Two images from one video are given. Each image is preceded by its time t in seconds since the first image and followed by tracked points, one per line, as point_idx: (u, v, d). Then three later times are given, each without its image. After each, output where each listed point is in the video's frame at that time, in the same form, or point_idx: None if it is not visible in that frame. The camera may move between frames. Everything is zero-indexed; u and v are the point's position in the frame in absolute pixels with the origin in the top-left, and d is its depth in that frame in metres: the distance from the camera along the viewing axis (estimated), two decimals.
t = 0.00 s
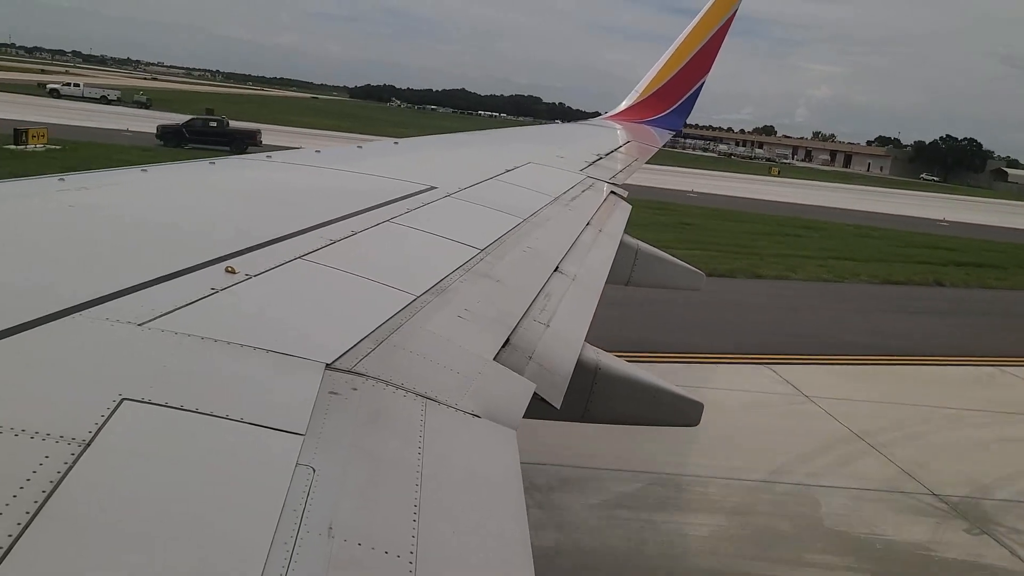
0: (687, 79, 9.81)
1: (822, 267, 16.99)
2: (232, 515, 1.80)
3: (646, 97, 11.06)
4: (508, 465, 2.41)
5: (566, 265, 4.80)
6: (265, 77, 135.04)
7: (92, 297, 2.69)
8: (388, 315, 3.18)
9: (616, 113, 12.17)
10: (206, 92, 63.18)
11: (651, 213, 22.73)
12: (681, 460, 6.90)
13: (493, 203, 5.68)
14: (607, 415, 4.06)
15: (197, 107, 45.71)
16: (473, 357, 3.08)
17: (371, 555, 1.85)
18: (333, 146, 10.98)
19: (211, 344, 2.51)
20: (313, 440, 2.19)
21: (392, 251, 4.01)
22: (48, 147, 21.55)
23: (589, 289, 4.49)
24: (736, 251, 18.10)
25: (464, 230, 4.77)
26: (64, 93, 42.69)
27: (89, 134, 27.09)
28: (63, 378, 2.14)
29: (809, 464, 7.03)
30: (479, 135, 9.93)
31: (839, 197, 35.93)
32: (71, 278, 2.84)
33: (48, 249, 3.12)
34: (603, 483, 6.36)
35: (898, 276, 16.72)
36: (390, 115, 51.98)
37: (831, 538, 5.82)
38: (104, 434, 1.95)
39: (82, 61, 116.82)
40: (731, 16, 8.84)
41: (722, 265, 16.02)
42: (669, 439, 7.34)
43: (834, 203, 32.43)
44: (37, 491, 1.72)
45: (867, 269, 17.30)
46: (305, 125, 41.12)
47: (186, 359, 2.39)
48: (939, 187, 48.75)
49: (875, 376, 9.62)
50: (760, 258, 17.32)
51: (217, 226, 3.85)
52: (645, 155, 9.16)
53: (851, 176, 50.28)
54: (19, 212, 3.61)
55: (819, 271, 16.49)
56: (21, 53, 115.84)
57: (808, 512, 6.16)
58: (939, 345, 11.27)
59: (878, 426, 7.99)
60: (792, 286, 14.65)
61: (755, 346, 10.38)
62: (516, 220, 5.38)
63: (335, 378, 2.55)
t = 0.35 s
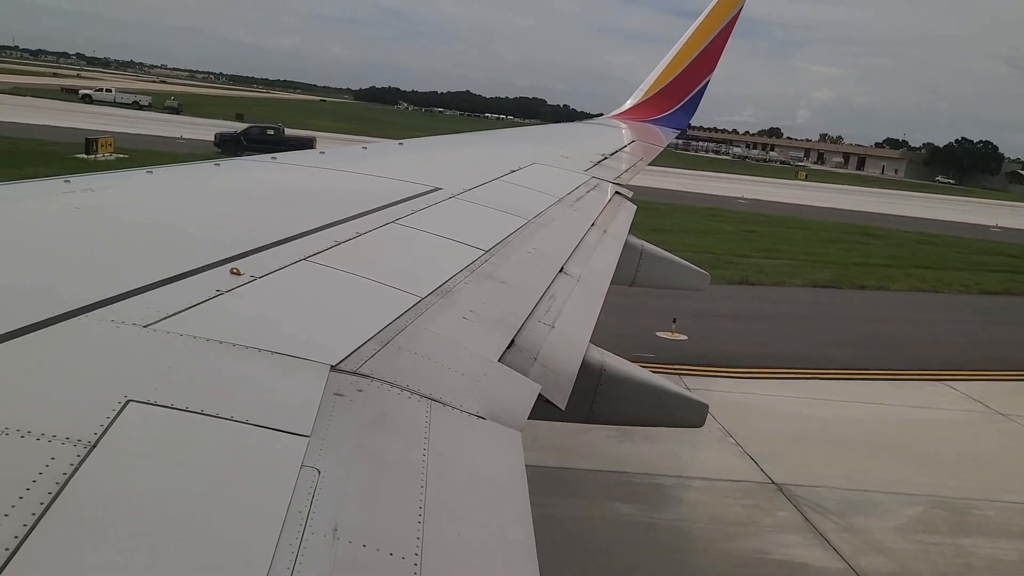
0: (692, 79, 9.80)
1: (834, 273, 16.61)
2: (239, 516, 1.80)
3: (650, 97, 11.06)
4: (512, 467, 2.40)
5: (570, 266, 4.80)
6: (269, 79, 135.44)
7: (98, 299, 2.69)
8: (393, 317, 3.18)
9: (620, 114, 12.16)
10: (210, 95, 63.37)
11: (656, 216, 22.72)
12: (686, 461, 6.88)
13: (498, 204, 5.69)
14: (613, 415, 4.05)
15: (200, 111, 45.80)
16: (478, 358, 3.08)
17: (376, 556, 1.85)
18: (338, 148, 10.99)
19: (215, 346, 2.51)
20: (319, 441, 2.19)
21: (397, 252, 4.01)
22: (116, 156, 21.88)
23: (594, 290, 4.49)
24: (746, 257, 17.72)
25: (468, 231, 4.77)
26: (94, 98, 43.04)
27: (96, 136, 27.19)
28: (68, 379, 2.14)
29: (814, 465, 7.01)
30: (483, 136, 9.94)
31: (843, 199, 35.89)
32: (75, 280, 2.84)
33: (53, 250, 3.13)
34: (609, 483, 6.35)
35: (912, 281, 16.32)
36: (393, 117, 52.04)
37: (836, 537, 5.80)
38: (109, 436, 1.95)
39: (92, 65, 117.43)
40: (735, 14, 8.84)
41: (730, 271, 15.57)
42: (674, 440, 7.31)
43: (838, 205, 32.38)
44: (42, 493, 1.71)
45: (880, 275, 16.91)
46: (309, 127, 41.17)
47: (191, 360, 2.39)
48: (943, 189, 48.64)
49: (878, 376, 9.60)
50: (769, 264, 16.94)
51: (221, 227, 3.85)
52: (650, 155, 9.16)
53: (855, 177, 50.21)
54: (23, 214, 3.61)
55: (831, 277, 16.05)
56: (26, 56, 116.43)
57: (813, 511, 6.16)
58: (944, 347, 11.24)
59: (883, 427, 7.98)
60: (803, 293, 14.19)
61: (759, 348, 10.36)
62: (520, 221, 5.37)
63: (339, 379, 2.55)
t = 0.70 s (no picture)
0: (695, 82, 9.79)
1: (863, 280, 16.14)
2: (242, 517, 1.80)
3: (654, 100, 11.05)
4: (515, 468, 2.40)
5: (573, 268, 4.80)
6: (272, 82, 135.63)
7: (102, 302, 2.70)
8: (396, 319, 3.19)
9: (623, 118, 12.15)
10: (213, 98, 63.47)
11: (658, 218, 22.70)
12: (688, 463, 6.88)
13: (501, 207, 5.69)
14: (616, 417, 4.05)
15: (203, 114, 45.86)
16: (481, 360, 3.08)
17: (379, 558, 1.85)
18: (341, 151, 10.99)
19: (218, 348, 2.51)
20: (322, 443, 2.19)
21: (400, 254, 4.02)
22: (138, 160, 21.98)
23: (597, 292, 4.49)
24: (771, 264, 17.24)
25: (471, 233, 4.78)
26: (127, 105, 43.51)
27: (100, 140, 27.25)
28: (71, 381, 2.14)
29: (818, 467, 7.00)
30: (486, 139, 9.95)
31: (846, 201, 35.85)
32: (79, 283, 2.85)
33: (57, 253, 3.13)
34: (612, 484, 6.34)
35: (920, 286, 15.99)
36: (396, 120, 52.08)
37: (839, 539, 5.80)
38: (113, 438, 1.95)
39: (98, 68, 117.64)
40: (739, 18, 8.84)
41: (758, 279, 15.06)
42: (677, 442, 7.31)
43: (841, 208, 32.35)
44: (45, 496, 1.72)
45: (909, 281, 16.49)
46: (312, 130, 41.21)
47: (194, 363, 2.39)
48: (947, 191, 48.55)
49: (880, 379, 9.58)
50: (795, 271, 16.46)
51: (225, 230, 3.86)
52: (653, 158, 9.16)
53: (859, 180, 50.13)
54: (27, 217, 3.62)
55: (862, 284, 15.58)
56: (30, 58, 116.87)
57: (816, 514, 6.15)
58: (948, 349, 11.23)
59: (887, 429, 7.97)
60: (814, 299, 13.78)
61: (762, 350, 10.35)
62: (523, 224, 5.38)
63: (342, 381, 2.55)
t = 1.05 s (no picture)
0: (696, 83, 9.78)
1: (919, 289, 15.98)
2: (241, 517, 1.80)
3: (654, 101, 11.05)
4: (516, 469, 2.40)
5: (574, 269, 4.80)
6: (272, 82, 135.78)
7: (103, 302, 2.70)
8: (397, 319, 3.19)
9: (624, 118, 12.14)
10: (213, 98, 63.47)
11: (658, 219, 22.70)
12: (688, 463, 6.89)
13: (502, 208, 5.69)
14: (616, 418, 4.05)
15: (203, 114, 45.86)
16: (481, 361, 3.08)
17: (380, 558, 1.85)
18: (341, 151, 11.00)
19: (219, 348, 2.52)
20: (323, 443, 2.19)
21: (401, 255, 4.02)
22: (137, 160, 22.00)
23: (598, 293, 4.49)
24: (851, 276, 16.99)
25: (472, 234, 4.78)
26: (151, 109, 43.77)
27: (100, 140, 27.24)
28: (72, 381, 2.15)
29: (817, 467, 7.01)
30: (486, 139, 9.95)
31: (846, 203, 35.85)
32: (80, 283, 2.85)
33: (58, 253, 3.13)
34: (612, 485, 6.35)
35: (920, 288, 16.00)
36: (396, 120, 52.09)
37: (838, 539, 5.81)
38: (114, 438, 1.95)
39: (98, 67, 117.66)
40: (739, 19, 8.83)
41: (784, 285, 14.97)
42: (676, 442, 7.32)
43: (841, 209, 32.36)
44: (46, 497, 1.72)
45: (940, 287, 16.40)
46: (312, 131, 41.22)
47: (194, 363, 2.39)
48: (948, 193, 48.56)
49: (878, 381, 9.60)
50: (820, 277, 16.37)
51: (225, 231, 3.86)
52: (654, 158, 9.16)
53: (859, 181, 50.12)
54: (29, 217, 3.62)
55: (923, 293, 15.41)
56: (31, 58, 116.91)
57: (815, 514, 6.17)
58: (947, 351, 11.25)
59: (885, 430, 7.99)
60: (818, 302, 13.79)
61: (762, 352, 10.36)
62: (524, 225, 5.38)
63: (343, 382, 2.55)
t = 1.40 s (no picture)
0: (697, 83, 9.77)
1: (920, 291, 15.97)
2: (240, 518, 1.80)
3: (655, 101, 11.04)
4: (516, 470, 2.40)
5: (575, 270, 4.79)
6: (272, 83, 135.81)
7: (104, 303, 2.70)
8: (398, 320, 3.18)
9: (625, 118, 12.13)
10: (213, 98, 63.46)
11: (658, 219, 22.70)
12: (688, 464, 6.89)
13: (503, 208, 5.69)
14: (616, 419, 4.05)
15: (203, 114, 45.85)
16: (482, 361, 3.08)
17: (379, 559, 1.85)
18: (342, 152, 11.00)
19: (219, 349, 2.51)
20: (324, 444, 2.19)
21: (401, 255, 4.02)
22: (136, 159, 21.98)
23: (598, 293, 4.48)
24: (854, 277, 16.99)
25: (473, 234, 4.77)
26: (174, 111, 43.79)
27: (100, 141, 27.22)
28: (72, 381, 2.14)
29: (817, 468, 7.01)
30: (486, 139, 9.94)
31: (846, 203, 35.84)
32: (80, 283, 2.85)
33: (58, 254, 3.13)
34: (611, 485, 6.35)
35: (920, 290, 16.01)
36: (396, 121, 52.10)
37: (837, 539, 5.82)
38: (114, 439, 1.95)
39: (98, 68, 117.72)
40: (740, 18, 8.82)
41: (785, 287, 14.95)
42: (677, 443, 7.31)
43: (841, 210, 32.36)
44: (46, 498, 1.71)
45: (941, 289, 16.39)
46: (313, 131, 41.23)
47: (194, 364, 2.39)
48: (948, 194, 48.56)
49: (878, 382, 9.61)
50: (820, 278, 16.36)
51: (226, 231, 3.86)
52: (654, 159, 9.15)
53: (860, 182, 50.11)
54: (30, 217, 3.63)
55: (924, 295, 15.40)
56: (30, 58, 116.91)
57: (815, 514, 6.17)
58: (948, 353, 11.25)
59: (885, 431, 7.99)
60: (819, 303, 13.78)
61: (762, 353, 10.36)
62: (525, 225, 5.37)
63: (344, 383, 2.55)
